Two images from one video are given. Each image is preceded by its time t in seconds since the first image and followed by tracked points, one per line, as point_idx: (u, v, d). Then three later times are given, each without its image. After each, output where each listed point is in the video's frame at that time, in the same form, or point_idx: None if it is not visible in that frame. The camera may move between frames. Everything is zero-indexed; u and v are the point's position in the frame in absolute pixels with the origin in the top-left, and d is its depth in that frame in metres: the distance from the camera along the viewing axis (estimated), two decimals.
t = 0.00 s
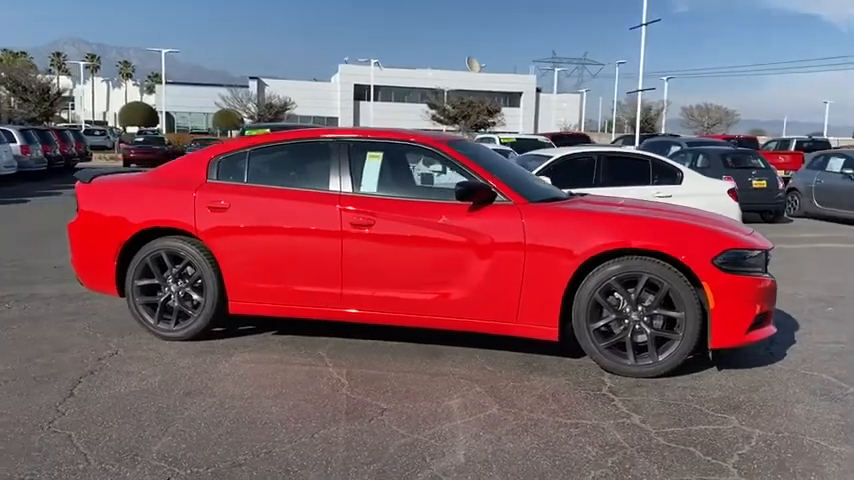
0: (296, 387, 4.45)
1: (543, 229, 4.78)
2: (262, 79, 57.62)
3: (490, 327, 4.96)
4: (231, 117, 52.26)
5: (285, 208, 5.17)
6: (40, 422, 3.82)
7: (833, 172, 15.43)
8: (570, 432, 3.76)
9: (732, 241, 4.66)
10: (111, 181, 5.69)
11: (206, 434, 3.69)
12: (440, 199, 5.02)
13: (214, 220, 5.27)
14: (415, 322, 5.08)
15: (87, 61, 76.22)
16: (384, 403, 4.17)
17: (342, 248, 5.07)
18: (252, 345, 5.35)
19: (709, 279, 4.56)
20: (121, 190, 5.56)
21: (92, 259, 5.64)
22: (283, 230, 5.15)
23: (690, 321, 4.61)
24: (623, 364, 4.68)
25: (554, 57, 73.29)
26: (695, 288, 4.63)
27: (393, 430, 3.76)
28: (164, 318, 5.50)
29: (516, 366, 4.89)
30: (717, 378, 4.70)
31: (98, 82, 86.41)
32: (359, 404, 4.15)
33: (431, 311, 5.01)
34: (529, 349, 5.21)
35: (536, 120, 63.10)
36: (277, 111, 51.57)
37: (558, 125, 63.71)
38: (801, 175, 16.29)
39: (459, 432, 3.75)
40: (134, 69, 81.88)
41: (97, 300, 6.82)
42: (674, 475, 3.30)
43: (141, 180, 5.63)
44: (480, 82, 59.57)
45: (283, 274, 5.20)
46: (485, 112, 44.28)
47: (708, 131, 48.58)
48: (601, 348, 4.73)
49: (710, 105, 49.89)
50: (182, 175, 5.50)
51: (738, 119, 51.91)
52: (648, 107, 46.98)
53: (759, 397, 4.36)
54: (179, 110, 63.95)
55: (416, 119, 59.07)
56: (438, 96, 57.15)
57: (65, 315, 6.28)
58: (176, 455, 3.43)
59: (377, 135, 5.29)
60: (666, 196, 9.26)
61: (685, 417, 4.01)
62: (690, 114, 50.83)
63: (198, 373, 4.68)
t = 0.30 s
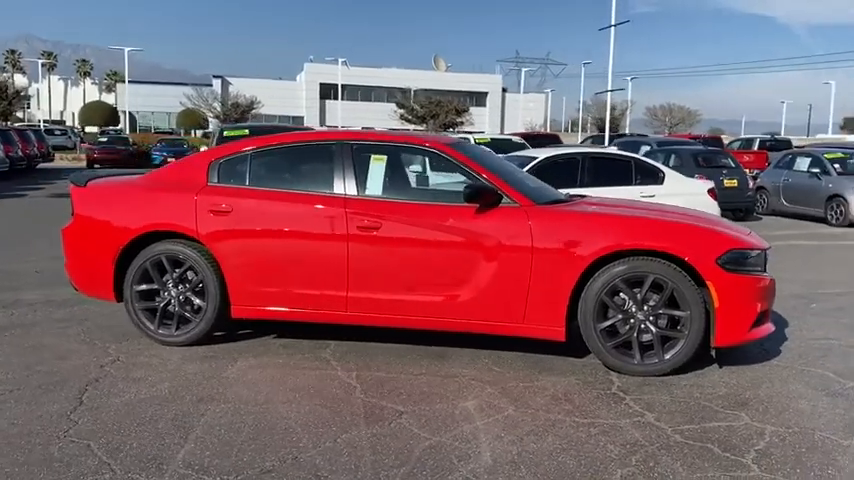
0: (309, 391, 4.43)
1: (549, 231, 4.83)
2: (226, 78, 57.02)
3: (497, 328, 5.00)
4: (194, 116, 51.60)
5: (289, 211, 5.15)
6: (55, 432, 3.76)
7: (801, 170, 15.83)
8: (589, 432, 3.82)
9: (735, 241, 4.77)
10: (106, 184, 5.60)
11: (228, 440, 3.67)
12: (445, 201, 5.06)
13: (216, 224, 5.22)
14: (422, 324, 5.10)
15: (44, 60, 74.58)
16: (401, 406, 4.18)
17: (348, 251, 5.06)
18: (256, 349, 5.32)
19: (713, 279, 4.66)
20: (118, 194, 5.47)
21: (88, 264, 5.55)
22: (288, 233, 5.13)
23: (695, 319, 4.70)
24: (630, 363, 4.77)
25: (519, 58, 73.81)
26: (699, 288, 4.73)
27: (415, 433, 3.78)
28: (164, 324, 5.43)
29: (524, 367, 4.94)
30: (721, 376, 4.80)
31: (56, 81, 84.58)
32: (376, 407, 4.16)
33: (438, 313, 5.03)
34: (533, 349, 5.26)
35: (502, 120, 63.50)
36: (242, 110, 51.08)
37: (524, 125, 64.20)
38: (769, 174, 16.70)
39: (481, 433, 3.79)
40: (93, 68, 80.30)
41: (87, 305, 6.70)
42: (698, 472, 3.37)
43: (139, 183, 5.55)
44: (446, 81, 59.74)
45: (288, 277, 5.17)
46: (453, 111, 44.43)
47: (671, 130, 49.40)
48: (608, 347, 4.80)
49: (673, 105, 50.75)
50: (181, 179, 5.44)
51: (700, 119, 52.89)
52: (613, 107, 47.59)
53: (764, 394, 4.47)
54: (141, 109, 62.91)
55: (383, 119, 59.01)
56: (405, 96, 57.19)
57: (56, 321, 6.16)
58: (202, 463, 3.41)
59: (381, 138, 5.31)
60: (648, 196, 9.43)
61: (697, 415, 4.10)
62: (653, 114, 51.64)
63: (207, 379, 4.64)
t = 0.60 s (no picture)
0: (328, 390, 4.46)
1: (559, 228, 4.92)
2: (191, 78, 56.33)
3: (507, 325, 5.08)
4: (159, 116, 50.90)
5: (299, 211, 5.16)
6: (81, 434, 3.73)
7: (771, 168, 16.22)
8: (611, 424, 3.92)
9: (739, 237, 4.90)
10: (109, 186, 5.55)
11: (259, 439, 3.69)
12: (455, 200, 5.12)
13: (225, 224, 5.21)
14: (432, 322, 5.15)
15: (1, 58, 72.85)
16: (422, 402, 4.23)
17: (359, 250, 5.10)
18: (265, 349, 5.32)
19: (719, 274, 4.79)
20: (122, 195, 5.43)
21: (91, 266, 5.49)
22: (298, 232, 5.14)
23: (701, 313, 4.83)
24: (639, 357, 4.88)
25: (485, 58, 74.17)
26: (705, 282, 4.86)
27: (442, 428, 3.84)
28: (171, 325, 5.40)
29: (534, 362, 5.03)
30: (726, 368, 4.94)
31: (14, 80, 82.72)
32: (398, 404, 4.20)
33: (449, 310, 5.09)
34: (540, 345, 5.35)
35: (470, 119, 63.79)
36: (208, 110, 50.51)
37: (491, 124, 64.57)
38: (740, 172, 17.10)
39: (507, 428, 3.86)
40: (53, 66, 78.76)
41: (83, 307, 6.62)
42: (723, 460, 3.48)
43: (142, 184, 5.51)
44: (414, 81, 59.81)
45: (298, 276, 5.19)
46: (422, 111, 44.52)
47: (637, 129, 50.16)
48: (618, 342, 4.91)
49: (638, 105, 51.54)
50: (187, 179, 5.42)
51: (664, 119, 53.76)
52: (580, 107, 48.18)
53: (771, 384, 4.62)
54: (103, 109, 61.78)
55: (350, 119, 58.85)
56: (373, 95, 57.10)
57: (54, 324, 6.08)
58: (237, 462, 3.42)
59: (389, 138, 5.36)
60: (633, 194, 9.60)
61: (711, 406, 4.22)
62: (619, 114, 52.38)
63: (222, 379, 4.63)
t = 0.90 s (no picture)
0: (343, 390, 4.48)
1: (566, 228, 4.99)
2: (156, 77, 55.60)
3: (514, 324, 5.14)
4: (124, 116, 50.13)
5: (306, 212, 5.16)
6: (103, 439, 3.70)
7: (743, 167, 16.57)
8: (628, 420, 4.00)
9: (740, 236, 5.03)
10: (109, 187, 5.47)
11: (284, 440, 3.69)
12: (462, 200, 5.17)
13: (231, 225, 5.19)
14: (440, 321, 5.20)
15: None
16: (440, 401, 4.28)
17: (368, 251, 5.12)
18: (272, 350, 5.32)
19: (722, 271, 4.91)
20: (124, 197, 5.36)
21: (92, 269, 5.42)
22: (306, 234, 5.15)
23: (705, 311, 4.95)
24: (644, 354, 4.97)
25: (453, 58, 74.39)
26: (708, 280, 4.97)
27: (464, 427, 3.89)
28: (175, 328, 5.36)
29: (542, 360, 5.10)
30: (727, 363, 5.07)
31: None
32: (416, 404, 4.24)
33: (457, 310, 5.14)
34: (544, 343, 5.42)
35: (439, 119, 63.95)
36: (175, 109, 49.90)
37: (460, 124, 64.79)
38: (712, 171, 17.47)
39: (528, 425, 3.92)
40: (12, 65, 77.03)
41: (77, 311, 6.53)
42: (742, 452, 3.59)
43: (144, 185, 5.45)
44: (383, 80, 59.76)
45: (305, 277, 5.19)
46: (393, 111, 44.53)
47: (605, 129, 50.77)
48: (623, 340, 4.99)
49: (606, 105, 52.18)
50: (190, 180, 5.37)
51: (631, 119, 54.47)
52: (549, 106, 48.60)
53: (774, 379, 4.75)
54: (65, 108, 60.63)
55: (319, 118, 58.60)
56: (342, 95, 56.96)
57: (50, 328, 5.98)
58: (267, 464, 3.43)
59: (395, 139, 5.39)
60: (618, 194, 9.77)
61: (721, 401, 4.34)
62: (587, 114, 52.96)
63: (235, 381, 4.62)
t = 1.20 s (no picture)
0: (356, 391, 4.44)
1: (573, 226, 5.02)
2: (123, 75, 54.74)
3: (521, 322, 5.15)
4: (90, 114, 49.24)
5: (311, 211, 5.11)
6: (119, 443, 3.62)
7: (718, 165, 16.83)
8: (645, 417, 4.04)
9: (743, 233, 5.10)
10: (107, 187, 5.37)
11: (306, 442, 3.65)
12: (469, 199, 5.16)
13: (234, 225, 5.12)
14: (447, 320, 5.19)
15: None
16: (455, 401, 4.27)
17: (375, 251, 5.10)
18: (277, 351, 5.26)
19: (726, 268, 4.97)
20: (124, 196, 5.26)
21: (90, 271, 5.31)
22: (312, 233, 5.10)
23: (709, 307, 5.01)
24: (651, 350, 5.02)
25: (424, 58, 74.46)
26: (712, 277, 5.04)
27: (484, 426, 3.88)
28: (177, 330, 5.28)
29: (549, 358, 5.12)
30: (731, 359, 5.14)
31: None
32: (432, 403, 4.23)
33: (464, 309, 5.14)
34: (549, 342, 5.44)
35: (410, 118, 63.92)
36: (143, 108, 49.15)
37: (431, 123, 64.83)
38: (688, 169, 17.74)
39: (547, 423, 3.93)
40: None
41: (69, 314, 6.39)
42: (762, 447, 3.63)
43: (144, 184, 5.35)
44: (354, 79, 59.54)
45: (311, 277, 5.15)
46: (365, 109, 44.39)
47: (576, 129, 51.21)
48: (630, 337, 5.03)
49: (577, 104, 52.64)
50: (191, 180, 5.29)
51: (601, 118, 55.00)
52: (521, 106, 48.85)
53: (779, 374, 4.83)
54: (29, 106, 59.38)
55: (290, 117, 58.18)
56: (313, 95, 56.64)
57: (44, 330, 5.85)
58: (293, 467, 3.38)
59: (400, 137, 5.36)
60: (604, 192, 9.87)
61: (731, 396, 4.39)
62: (557, 113, 53.36)
63: (245, 383, 4.56)
